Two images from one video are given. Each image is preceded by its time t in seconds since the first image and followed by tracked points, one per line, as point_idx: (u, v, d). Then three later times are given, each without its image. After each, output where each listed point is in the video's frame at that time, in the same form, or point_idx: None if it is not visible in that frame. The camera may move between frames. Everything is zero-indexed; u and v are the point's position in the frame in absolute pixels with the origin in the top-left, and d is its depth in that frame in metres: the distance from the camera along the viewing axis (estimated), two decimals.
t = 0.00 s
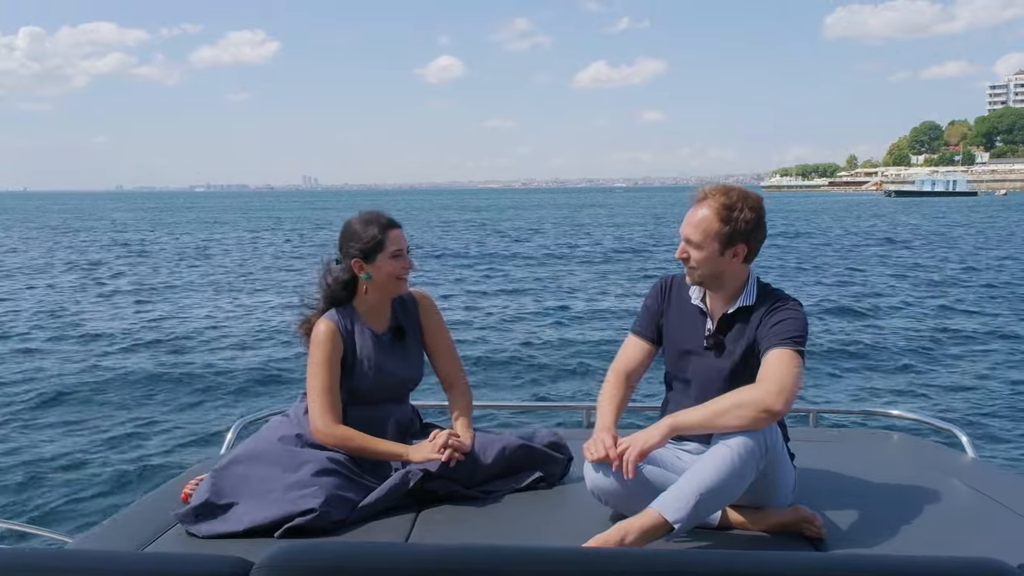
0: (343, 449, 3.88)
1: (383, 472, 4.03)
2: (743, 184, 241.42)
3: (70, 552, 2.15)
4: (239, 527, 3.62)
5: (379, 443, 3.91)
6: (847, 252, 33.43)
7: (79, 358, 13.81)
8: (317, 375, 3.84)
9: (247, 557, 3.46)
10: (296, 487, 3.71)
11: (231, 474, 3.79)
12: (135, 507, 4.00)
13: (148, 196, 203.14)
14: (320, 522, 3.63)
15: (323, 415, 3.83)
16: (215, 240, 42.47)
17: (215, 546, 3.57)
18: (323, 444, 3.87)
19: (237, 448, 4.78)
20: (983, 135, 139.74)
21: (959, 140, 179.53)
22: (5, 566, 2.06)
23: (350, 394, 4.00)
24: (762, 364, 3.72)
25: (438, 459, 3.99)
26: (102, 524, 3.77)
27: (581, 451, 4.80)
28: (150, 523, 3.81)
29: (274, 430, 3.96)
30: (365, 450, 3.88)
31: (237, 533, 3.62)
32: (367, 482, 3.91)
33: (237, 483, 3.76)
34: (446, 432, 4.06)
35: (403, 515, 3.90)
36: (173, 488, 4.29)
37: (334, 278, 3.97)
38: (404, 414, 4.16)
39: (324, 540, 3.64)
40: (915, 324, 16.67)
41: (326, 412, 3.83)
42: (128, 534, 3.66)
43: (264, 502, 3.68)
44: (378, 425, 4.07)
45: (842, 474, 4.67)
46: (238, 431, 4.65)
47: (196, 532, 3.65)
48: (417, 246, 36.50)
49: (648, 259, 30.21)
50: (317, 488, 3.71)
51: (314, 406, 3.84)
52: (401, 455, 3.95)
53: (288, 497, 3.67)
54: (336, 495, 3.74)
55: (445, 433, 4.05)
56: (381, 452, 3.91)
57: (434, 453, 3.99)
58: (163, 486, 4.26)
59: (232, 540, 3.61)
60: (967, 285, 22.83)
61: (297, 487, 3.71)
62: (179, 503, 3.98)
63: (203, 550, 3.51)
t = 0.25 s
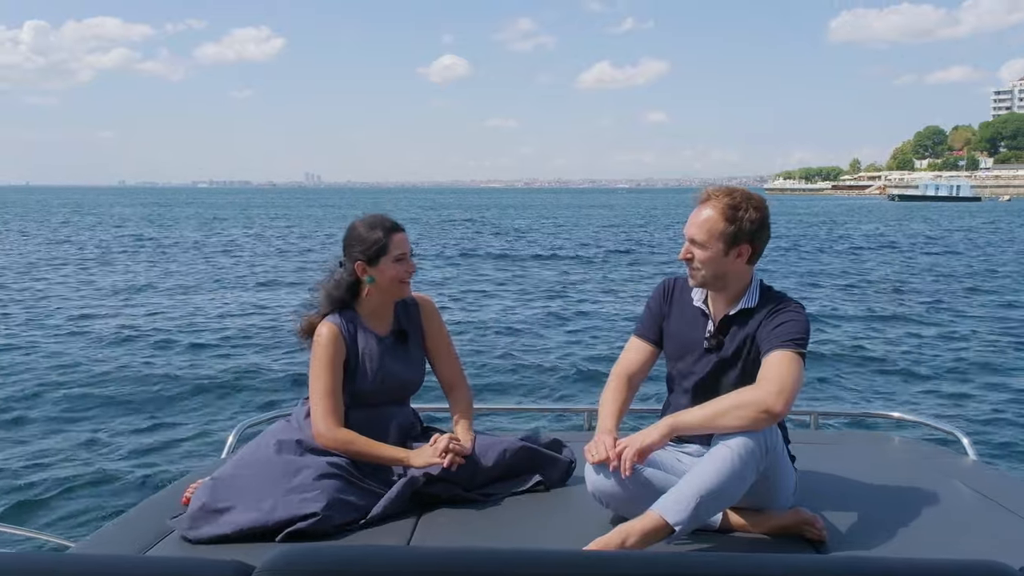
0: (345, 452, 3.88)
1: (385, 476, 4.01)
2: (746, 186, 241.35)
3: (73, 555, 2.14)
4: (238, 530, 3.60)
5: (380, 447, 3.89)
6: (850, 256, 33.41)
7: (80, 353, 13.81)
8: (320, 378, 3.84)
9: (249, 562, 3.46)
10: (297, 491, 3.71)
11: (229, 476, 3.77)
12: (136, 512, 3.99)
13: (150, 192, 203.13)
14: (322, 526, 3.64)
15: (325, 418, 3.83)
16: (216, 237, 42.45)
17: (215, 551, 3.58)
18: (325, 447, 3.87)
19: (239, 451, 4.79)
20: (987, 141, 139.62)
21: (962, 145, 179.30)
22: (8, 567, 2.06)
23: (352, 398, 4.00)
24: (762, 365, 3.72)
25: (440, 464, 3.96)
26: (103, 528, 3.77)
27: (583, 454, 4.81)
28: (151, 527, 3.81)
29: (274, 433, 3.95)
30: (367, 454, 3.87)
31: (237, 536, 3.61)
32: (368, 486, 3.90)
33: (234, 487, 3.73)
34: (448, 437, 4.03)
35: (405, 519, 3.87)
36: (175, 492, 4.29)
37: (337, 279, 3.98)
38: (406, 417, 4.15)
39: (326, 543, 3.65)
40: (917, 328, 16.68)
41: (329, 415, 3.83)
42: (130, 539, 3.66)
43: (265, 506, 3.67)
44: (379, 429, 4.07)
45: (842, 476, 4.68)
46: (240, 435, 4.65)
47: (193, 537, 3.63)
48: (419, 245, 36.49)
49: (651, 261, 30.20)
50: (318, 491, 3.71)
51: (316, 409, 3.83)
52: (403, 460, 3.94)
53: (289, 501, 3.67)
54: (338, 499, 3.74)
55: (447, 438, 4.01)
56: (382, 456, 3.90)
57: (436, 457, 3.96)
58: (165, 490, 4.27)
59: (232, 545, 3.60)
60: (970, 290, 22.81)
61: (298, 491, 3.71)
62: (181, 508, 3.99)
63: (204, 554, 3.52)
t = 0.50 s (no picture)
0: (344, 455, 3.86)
1: (385, 479, 3.99)
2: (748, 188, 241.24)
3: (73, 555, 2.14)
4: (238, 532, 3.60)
5: (378, 449, 3.87)
6: (852, 259, 33.37)
7: (82, 346, 13.82)
8: (319, 380, 3.83)
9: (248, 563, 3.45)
10: (297, 493, 3.71)
11: (228, 480, 3.78)
12: (135, 514, 3.98)
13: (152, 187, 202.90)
14: (322, 528, 3.64)
15: (323, 420, 3.81)
16: (219, 232, 42.50)
17: (215, 552, 3.56)
18: (323, 450, 3.86)
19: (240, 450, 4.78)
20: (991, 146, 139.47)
21: (966, 151, 179.17)
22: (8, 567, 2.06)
23: (351, 400, 3.99)
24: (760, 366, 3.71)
25: (438, 466, 3.93)
26: (102, 531, 3.76)
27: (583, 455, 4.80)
28: (151, 529, 3.80)
29: (273, 437, 3.96)
30: (365, 456, 3.85)
31: (237, 538, 3.61)
32: (368, 488, 3.88)
33: (234, 489, 3.73)
34: (447, 437, 3.98)
35: (404, 522, 3.85)
36: (175, 493, 4.28)
37: (337, 281, 3.97)
38: (406, 419, 4.14)
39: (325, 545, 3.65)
40: (918, 332, 16.67)
41: (327, 417, 3.82)
42: (129, 541, 3.65)
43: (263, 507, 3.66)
44: (378, 431, 4.05)
45: (841, 478, 4.67)
46: (241, 436, 4.65)
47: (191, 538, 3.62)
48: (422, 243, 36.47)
49: (653, 262, 30.18)
50: (317, 493, 3.70)
51: (315, 411, 3.82)
52: (402, 462, 3.91)
53: (288, 503, 3.66)
54: (337, 500, 3.73)
55: (446, 439, 3.97)
56: (379, 458, 3.88)
57: (435, 459, 3.93)
58: (166, 492, 4.26)
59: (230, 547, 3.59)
60: (973, 295, 22.78)
61: (297, 493, 3.70)
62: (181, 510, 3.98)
63: (203, 556, 3.51)
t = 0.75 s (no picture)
0: (342, 456, 3.85)
1: (383, 479, 3.99)
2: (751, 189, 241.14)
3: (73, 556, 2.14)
4: (238, 538, 3.60)
5: (376, 449, 3.86)
6: (853, 262, 33.36)
7: (82, 338, 13.82)
8: (316, 383, 3.83)
9: (247, 564, 3.44)
10: (296, 495, 3.70)
11: (227, 482, 3.78)
12: (134, 514, 3.97)
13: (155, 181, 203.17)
14: (322, 529, 3.64)
15: (322, 421, 3.81)
16: (220, 226, 42.49)
17: (214, 554, 3.55)
18: (322, 451, 3.85)
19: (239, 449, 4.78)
20: (994, 151, 139.33)
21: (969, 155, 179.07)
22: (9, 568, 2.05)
23: (349, 401, 3.98)
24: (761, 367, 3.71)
25: (437, 465, 3.92)
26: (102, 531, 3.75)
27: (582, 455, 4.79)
28: (150, 529, 3.79)
29: (271, 436, 3.94)
30: (364, 456, 3.84)
31: (237, 542, 3.61)
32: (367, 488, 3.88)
33: (233, 492, 3.73)
34: (445, 437, 3.97)
35: (404, 522, 3.85)
36: (175, 493, 4.27)
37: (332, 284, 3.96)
38: (405, 421, 4.13)
39: (325, 546, 3.65)
40: (918, 335, 16.67)
41: (325, 419, 3.81)
42: (129, 541, 3.63)
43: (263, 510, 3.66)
44: (377, 431, 4.04)
45: (840, 479, 4.67)
46: (241, 437, 4.64)
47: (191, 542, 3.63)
48: (424, 240, 36.45)
49: (654, 262, 30.19)
50: (317, 495, 3.70)
51: (313, 413, 3.81)
52: (401, 462, 3.90)
53: (288, 507, 3.66)
54: (337, 501, 3.72)
55: (445, 439, 3.95)
56: (378, 459, 3.87)
57: (434, 458, 3.91)
58: (165, 492, 4.25)
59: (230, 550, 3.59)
60: (973, 299, 22.78)
61: (296, 496, 3.70)
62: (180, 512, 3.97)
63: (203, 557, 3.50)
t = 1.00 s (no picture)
0: (340, 455, 3.85)
1: (382, 477, 3.98)
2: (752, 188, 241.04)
3: (72, 555, 2.13)
4: (236, 537, 3.60)
5: (374, 449, 3.86)
6: (855, 262, 33.35)
7: (82, 334, 13.83)
8: (314, 382, 3.83)
9: (246, 563, 3.44)
10: (294, 492, 3.71)
11: (226, 480, 3.79)
12: (134, 512, 3.97)
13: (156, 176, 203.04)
14: (320, 529, 3.63)
15: (319, 421, 3.80)
16: (221, 222, 42.52)
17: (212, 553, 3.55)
18: (321, 449, 3.85)
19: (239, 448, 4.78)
20: (997, 152, 139.13)
21: (970, 155, 178.99)
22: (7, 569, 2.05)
23: (347, 400, 3.99)
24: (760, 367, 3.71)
25: (436, 463, 3.92)
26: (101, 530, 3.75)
27: (582, 454, 4.79)
28: (149, 529, 3.78)
29: (271, 434, 3.95)
30: (363, 455, 3.84)
31: (235, 540, 3.60)
32: (367, 487, 3.87)
33: (232, 490, 3.74)
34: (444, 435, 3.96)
35: (404, 521, 3.84)
36: (174, 492, 4.27)
37: (329, 283, 3.97)
38: (403, 419, 4.13)
39: (323, 545, 3.64)
40: (918, 335, 16.67)
41: (323, 418, 3.81)
42: (127, 540, 3.63)
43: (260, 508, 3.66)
44: (376, 430, 4.04)
45: (838, 478, 4.67)
46: (239, 436, 4.63)
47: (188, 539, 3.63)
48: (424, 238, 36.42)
49: (655, 261, 30.16)
50: (315, 494, 3.70)
51: (310, 411, 3.81)
52: (399, 461, 3.90)
53: (286, 506, 3.66)
54: (335, 501, 3.72)
55: (444, 437, 3.94)
56: (376, 458, 3.86)
57: (432, 457, 3.91)
58: (164, 491, 4.24)
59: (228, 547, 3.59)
60: (974, 300, 22.79)
61: (294, 495, 3.70)
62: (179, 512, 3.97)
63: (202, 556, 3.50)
